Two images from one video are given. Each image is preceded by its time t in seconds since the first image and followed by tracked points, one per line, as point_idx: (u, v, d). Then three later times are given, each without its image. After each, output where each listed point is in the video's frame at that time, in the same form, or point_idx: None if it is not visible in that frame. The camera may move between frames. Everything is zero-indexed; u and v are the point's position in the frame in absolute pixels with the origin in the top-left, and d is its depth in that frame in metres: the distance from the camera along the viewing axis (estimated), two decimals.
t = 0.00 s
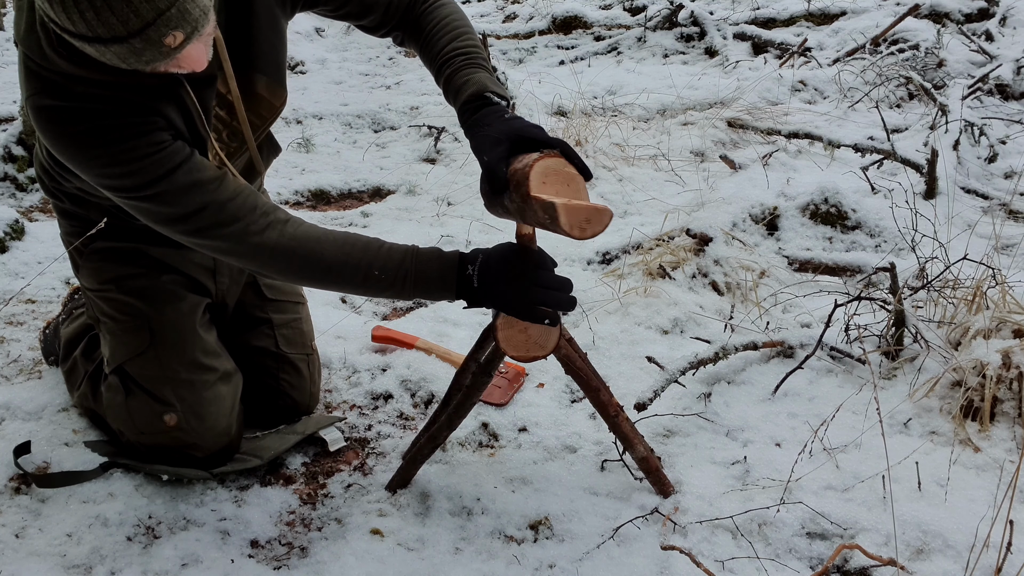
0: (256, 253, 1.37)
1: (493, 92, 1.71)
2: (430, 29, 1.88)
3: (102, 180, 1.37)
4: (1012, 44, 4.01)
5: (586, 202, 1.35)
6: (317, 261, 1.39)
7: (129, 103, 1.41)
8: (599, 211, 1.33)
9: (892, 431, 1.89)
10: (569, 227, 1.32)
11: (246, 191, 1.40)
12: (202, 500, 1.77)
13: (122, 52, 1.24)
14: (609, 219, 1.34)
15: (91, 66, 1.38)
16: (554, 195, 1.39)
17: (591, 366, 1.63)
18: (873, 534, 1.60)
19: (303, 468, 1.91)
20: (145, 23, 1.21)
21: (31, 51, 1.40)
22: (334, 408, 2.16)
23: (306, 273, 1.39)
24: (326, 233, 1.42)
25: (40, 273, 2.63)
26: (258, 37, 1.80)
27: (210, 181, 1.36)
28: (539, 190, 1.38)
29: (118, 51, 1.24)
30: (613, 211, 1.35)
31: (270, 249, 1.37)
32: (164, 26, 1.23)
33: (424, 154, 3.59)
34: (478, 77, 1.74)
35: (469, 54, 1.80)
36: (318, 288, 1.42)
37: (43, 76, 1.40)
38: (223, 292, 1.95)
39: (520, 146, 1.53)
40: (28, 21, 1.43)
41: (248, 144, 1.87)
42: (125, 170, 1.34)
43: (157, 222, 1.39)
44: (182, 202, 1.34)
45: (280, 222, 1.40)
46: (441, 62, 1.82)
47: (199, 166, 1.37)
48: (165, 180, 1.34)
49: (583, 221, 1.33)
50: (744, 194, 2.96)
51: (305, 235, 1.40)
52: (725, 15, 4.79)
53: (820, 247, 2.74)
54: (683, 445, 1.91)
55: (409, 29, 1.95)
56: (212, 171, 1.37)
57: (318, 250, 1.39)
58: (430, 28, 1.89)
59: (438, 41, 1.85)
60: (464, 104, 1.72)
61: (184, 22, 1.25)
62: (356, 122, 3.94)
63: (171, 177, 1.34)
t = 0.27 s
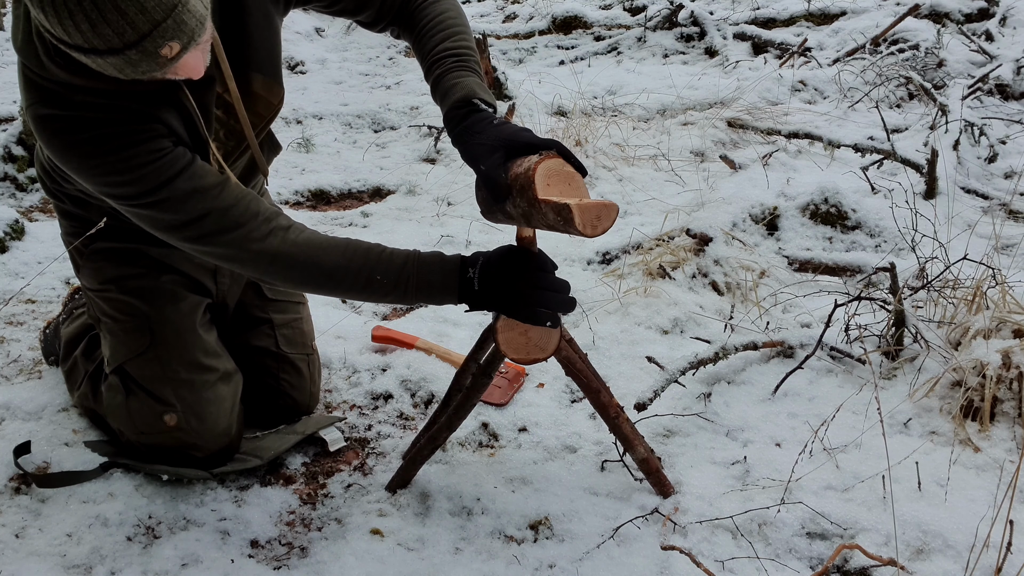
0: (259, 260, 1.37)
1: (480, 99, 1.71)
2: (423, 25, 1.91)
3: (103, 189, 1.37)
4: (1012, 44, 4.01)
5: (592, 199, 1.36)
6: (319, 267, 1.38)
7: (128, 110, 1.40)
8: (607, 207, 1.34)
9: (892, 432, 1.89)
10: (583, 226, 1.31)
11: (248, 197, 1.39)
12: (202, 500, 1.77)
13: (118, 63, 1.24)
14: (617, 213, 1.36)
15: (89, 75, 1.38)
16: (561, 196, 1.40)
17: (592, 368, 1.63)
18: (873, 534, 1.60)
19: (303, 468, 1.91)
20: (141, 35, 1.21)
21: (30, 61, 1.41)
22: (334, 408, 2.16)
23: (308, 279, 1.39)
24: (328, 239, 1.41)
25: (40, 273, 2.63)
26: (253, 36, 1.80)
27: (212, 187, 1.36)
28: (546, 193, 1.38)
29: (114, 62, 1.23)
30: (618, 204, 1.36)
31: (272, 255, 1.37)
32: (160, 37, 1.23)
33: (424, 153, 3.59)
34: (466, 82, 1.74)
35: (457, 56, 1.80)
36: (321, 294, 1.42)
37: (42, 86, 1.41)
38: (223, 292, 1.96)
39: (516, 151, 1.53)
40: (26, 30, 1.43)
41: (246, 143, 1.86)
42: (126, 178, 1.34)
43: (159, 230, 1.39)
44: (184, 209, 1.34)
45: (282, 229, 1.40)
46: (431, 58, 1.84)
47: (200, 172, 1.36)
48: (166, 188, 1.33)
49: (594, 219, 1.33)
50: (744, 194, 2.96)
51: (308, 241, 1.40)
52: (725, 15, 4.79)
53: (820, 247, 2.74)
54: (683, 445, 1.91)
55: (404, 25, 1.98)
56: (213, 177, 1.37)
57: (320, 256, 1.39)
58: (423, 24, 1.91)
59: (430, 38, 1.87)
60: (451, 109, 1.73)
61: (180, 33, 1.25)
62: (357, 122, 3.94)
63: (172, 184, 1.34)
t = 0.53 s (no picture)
0: (261, 264, 1.37)
1: (480, 99, 1.72)
2: (428, 20, 1.92)
3: (105, 194, 1.38)
4: (1012, 44, 4.00)
5: (582, 202, 1.35)
6: (321, 271, 1.38)
7: (127, 114, 1.40)
8: (596, 209, 1.33)
9: (893, 432, 1.89)
10: (569, 229, 1.31)
11: (249, 201, 1.39)
12: (202, 500, 1.77)
13: (118, 70, 1.23)
14: (609, 214, 1.35)
15: (89, 80, 1.38)
16: (552, 198, 1.40)
17: (591, 368, 1.63)
18: (873, 534, 1.60)
19: (303, 468, 1.91)
20: (140, 43, 1.21)
21: (30, 66, 1.41)
22: (334, 408, 2.16)
23: (310, 283, 1.39)
24: (330, 243, 1.42)
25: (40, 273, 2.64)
26: (251, 34, 1.80)
27: (213, 192, 1.36)
28: (535, 197, 1.39)
29: (114, 69, 1.23)
30: (611, 205, 1.35)
31: (274, 260, 1.37)
32: (160, 44, 1.22)
33: (424, 153, 3.59)
34: (465, 81, 1.74)
35: (460, 55, 1.80)
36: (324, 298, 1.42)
37: (42, 91, 1.41)
38: (224, 292, 1.96)
39: (510, 154, 1.53)
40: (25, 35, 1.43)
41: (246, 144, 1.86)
42: (127, 184, 1.34)
43: (161, 235, 1.39)
44: (185, 214, 1.34)
45: (284, 234, 1.40)
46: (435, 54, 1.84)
47: (201, 176, 1.36)
48: (167, 193, 1.34)
49: (583, 223, 1.33)
50: (744, 194, 2.96)
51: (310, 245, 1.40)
52: (725, 15, 4.79)
53: (820, 247, 2.74)
54: (683, 445, 1.91)
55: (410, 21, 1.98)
56: (214, 181, 1.37)
57: (322, 260, 1.39)
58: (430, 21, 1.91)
59: (435, 35, 1.88)
60: (450, 108, 1.73)
61: (179, 39, 1.24)
62: (357, 122, 3.94)
63: (173, 189, 1.34)
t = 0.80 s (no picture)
0: (263, 269, 1.37)
1: (487, 97, 1.71)
2: (436, 14, 1.91)
3: (107, 198, 1.37)
4: (1012, 43, 4.01)
5: (572, 215, 1.35)
6: (324, 275, 1.39)
7: (130, 117, 1.40)
8: (584, 223, 1.33)
9: (892, 432, 1.89)
10: (554, 244, 1.31)
11: (252, 206, 1.39)
12: (202, 500, 1.77)
13: (123, 75, 1.23)
14: (598, 228, 1.35)
15: (91, 83, 1.37)
16: (543, 209, 1.43)
17: (591, 367, 1.63)
18: (873, 534, 1.60)
19: (303, 468, 1.91)
20: (145, 49, 1.20)
21: (32, 69, 1.40)
22: (334, 408, 2.16)
23: (312, 287, 1.39)
24: (332, 248, 1.42)
25: (40, 273, 2.63)
26: (251, 34, 1.80)
27: (215, 196, 1.35)
28: (526, 207, 1.41)
29: (118, 74, 1.23)
30: (601, 218, 1.35)
31: (277, 265, 1.37)
32: (165, 50, 1.22)
33: (424, 153, 3.59)
34: (472, 78, 1.74)
35: (468, 51, 1.80)
36: (326, 301, 1.42)
37: (45, 95, 1.41)
38: (224, 292, 1.96)
39: (507, 159, 1.54)
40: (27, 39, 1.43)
41: (247, 145, 1.86)
42: (129, 188, 1.34)
43: (163, 239, 1.39)
44: (188, 218, 1.34)
45: (286, 238, 1.40)
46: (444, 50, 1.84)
47: (204, 180, 1.36)
48: (169, 197, 1.33)
49: (570, 236, 1.33)
50: (744, 194, 2.96)
51: (312, 250, 1.40)
52: (725, 15, 4.80)
53: (820, 247, 2.74)
54: (683, 445, 1.91)
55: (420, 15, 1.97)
56: (216, 185, 1.37)
57: (325, 265, 1.39)
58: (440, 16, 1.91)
59: (445, 30, 1.87)
60: (458, 106, 1.74)
61: (184, 45, 1.24)
62: (357, 122, 3.94)
63: (175, 193, 1.33)
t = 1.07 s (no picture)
0: (260, 273, 1.37)
1: (483, 94, 1.71)
2: (433, 11, 1.91)
3: (106, 197, 1.37)
4: (1012, 43, 4.01)
5: (579, 206, 1.35)
6: (322, 277, 1.39)
7: (132, 117, 1.40)
8: (593, 214, 1.33)
9: (892, 432, 1.89)
10: (565, 234, 1.30)
11: (250, 211, 1.39)
12: (202, 500, 1.77)
13: (126, 73, 1.23)
14: (606, 219, 1.35)
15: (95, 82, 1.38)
16: (549, 202, 1.41)
17: (591, 366, 1.63)
18: (873, 535, 1.60)
19: (303, 468, 1.91)
20: (150, 47, 1.21)
21: (35, 67, 1.40)
22: (334, 408, 2.16)
23: (310, 289, 1.39)
24: (331, 249, 1.42)
25: (40, 273, 2.63)
26: (252, 33, 1.80)
27: (214, 200, 1.35)
28: (532, 201, 1.39)
29: (121, 71, 1.23)
30: (609, 210, 1.35)
31: (275, 269, 1.37)
32: (169, 49, 1.23)
33: (424, 154, 3.59)
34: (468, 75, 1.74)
35: (465, 49, 1.80)
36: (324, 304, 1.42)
37: (48, 92, 1.41)
38: (225, 292, 1.96)
39: (508, 155, 1.54)
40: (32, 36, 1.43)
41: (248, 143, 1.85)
42: (128, 187, 1.34)
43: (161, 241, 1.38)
44: (186, 221, 1.33)
45: (285, 242, 1.40)
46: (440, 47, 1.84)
47: (204, 184, 1.36)
48: (169, 199, 1.33)
49: (580, 228, 1.33)
50: (744, 194, 2.96)
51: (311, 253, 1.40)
52: (725, 15, 4.80)
53: (820, 247, 2.74)
54: (683, 445, 1.91)
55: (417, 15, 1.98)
56: (216, 189, 1.37)
57: (325, 267, 1.39)
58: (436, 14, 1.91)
59: (441, 29, 1.87)
60: (453, 103, 1.74)
61: (188, 44, 1.25)
62: (357, 122, 3.94)
63: (175, 195, 1.33)
